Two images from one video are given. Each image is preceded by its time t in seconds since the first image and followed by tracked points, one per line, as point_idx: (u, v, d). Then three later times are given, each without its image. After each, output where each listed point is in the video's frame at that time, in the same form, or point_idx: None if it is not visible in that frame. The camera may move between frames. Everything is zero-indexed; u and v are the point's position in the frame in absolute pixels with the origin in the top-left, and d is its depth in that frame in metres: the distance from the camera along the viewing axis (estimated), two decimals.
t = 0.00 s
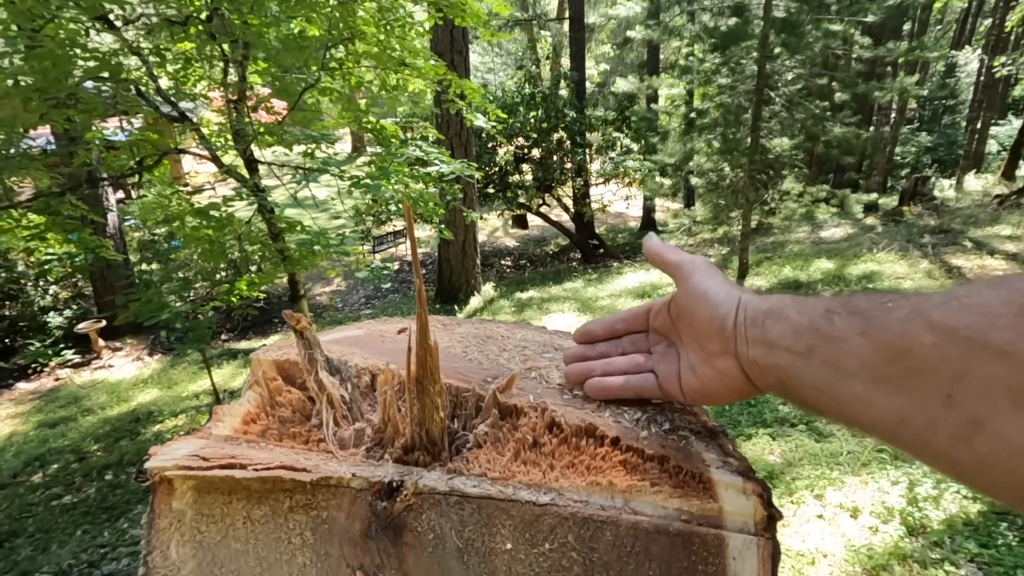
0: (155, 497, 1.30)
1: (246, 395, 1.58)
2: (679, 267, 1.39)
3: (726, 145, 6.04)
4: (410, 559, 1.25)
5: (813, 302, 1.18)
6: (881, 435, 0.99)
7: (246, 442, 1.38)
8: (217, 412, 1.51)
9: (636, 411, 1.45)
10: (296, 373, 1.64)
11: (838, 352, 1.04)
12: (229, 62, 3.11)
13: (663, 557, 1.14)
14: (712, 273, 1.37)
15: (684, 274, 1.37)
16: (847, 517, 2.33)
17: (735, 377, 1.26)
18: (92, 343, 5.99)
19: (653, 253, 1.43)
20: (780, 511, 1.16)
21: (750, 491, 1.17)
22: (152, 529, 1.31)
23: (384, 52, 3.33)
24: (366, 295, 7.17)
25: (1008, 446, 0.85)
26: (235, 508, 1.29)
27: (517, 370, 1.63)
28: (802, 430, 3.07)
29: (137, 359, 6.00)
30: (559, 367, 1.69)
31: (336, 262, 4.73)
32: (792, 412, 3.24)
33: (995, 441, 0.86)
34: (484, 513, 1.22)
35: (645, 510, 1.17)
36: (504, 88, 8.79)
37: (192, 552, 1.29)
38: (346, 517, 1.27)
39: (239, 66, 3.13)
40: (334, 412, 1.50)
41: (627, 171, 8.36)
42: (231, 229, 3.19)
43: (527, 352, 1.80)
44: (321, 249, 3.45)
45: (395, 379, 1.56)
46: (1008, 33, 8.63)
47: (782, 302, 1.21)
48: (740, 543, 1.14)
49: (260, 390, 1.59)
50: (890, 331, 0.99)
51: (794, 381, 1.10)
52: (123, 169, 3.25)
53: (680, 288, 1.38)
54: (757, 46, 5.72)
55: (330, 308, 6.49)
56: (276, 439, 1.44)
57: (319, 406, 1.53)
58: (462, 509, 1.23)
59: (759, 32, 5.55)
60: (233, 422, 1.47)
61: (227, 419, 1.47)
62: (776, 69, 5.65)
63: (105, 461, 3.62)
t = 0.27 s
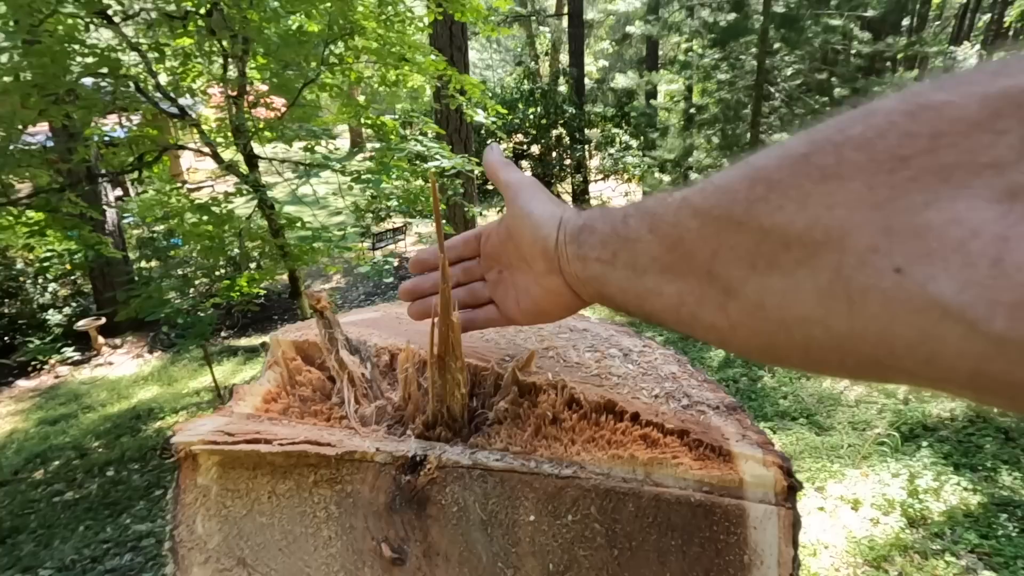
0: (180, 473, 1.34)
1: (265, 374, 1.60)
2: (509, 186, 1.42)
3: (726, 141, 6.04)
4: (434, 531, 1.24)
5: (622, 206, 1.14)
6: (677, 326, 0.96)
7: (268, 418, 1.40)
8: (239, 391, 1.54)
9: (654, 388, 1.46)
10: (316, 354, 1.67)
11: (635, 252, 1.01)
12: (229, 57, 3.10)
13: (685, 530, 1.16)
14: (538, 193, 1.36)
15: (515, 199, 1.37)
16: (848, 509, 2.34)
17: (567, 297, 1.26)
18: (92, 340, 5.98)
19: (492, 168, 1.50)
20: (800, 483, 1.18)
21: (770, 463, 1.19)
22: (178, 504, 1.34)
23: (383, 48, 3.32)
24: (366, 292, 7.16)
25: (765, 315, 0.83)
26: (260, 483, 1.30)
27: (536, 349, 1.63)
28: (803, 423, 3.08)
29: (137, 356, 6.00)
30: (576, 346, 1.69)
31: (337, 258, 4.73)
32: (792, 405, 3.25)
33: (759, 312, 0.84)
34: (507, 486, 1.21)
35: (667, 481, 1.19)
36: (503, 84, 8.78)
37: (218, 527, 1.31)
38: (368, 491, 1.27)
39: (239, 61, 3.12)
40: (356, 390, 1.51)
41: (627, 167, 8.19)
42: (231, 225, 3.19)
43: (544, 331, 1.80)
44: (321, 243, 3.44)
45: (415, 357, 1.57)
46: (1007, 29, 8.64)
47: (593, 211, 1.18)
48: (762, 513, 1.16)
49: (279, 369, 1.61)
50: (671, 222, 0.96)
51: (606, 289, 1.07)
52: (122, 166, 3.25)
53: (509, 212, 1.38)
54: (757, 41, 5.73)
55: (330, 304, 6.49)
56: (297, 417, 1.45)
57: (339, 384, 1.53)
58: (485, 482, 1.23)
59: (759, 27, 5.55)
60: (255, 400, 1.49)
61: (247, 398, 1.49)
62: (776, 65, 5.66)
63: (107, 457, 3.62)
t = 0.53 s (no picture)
0: (197, 473, 1.33)
1: (280, 374, 1.60)
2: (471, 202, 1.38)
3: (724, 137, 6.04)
4: (452, 528, 1.24)
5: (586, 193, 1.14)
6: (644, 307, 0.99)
7: (285, 417, 1.40)
8: (253, 390, 1.54)
9: (667, 386, 1.47)
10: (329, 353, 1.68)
11: (598, 240, 1.02)
12: (227, 54, 3.09)
13: (703, 526, 1.15)
14: (501, 200, 1.33)
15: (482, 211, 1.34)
16: (848, 504, 2.35)
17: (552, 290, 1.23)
18: (91, 339, 5.97)
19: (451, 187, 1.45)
20: (818, 478, 1.17)
21: (786, 459, 1.19)
22: (195, 504, 1.33)
23: (381, 45, 3.32)
24: (365, 290, 7.16)
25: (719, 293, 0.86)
26: (277, 481, 1.29)
27: (548, 347, 1.64)
28: (803, 418, 3.09)
29: (136, 355, 5.98)
30: (589, 344, 1.70)
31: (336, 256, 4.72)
32: (791, 401, 3.26)
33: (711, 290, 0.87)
34: (524, 483, 1.22)
35: (685, 478, 1.18)
36: (500, 80, 8.77)
37: (236, 526, 1.30)
38: (387, 489, 1.26)
39: (237, 59, 3.11)
40: (371, 389, 1.52)
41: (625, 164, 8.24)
42: (230, 224, 3.18)
43: (554, 329, 1.81)
44: (320, 241, 3.44)
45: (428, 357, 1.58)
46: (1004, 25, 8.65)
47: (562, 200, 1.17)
48: (779, 509, 1.15)
49: (293, 369, 1.61)
50: (626, 207, 0.97)
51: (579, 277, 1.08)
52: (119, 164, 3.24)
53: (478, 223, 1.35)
54: (755, 37, 5.73)
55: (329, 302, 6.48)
56: (314, 415, 1.45)
57: (354, 383, 1.54)
58: (502, 480, 1.23)
59: (757, 23, 5.55)
60: (270, 400, 1.49)
61: (262, 398, 1.50)
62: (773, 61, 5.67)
63: (107, 456, 3.62)
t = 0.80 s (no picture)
0: (172, 476, 1.34)
1: (257, 377, 1.58)
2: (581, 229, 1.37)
3: (723, 134, 6.03)
4: (423, 531, 1.24)
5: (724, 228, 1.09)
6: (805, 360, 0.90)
7: (259, 421, 1.41)
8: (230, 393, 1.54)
9: (639, 388, 1.47)
10: (306, 355, 1.66)
11: (743, 283, 0.96)
12: (223, 53, 3.08)
13: (670, 528, 1.15)
14: (615, 228, 1.33)
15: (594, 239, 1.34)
16: (843, 502, 2.36)
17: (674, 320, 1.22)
18: (89, 338, 5.97)
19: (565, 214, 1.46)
20: (782, 480, 1.17)
21: (753, 462, 1.19)
22: (169, 506, 1.33)
23: (377, 43, 3.30)
24: (364, 288, 7.15)
25: (909, 357, 0.76)
26: (250, 484, 1.31)
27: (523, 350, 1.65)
28: (799, 416, 3.09)
29: (135, 354, 5.99)
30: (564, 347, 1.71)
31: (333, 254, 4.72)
32: (788, 398, 3.27)
33: (891, 353, 0.78)
34: (494, 486, 1.22)
35: (652, 481, 1.19)
36: (499, 78, 8.75)
37: (209, 528, 1.31)
38: (357, 492, 1.27)
39: (233, 57, 3.10)
40: (346, 392, 1.52)
41: (623, 162, 8.35)
42: (227, 223, 3.18)
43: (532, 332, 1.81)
44: (318, 241, 3.43)
45: (402, 361, 1.58)
46: (1003, 21, 8.64)
47: (693, 234, 1.13)
48: (745, 511, 1.15)
49: (271, 371, 1.60)
50: (779, 249, 0.91)
51: (715, 318, 1.02)
52: (116, 163, 3.22)
53: (590, 253, 1.36)
54: (753, 34, 5.72)
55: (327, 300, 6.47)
56: (288, 419, 1.46)
57: (330, 386, 1.54)
58: (472, 482, 1.23)
59: (756, 20, 5.54)
60: (246, 403, 1.49)
61: (239, 401, 1.49)
62: (771, 58, 5.66)
63: (106, 455, 3.63)
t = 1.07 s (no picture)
0: (138, 478, 1.33)
1: (227, 380, 1.59)
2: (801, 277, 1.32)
3: (724, 131, 6.01)
4: (382, 532, 1.26)
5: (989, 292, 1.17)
6: None
7: (226, 424, 1.41)
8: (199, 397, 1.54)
9: (599, 391, 1.48)
10: (275, 359, 1.65)
11: None
12: (222, 51, 3.08)
13: (621, 530, 1.16)
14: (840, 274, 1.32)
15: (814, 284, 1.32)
16: (838, 499, 2.37)
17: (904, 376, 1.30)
18: (92, 335, 5.99)
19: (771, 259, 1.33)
20: (732, 484, 1.19)
21: (704, 466, 1.20)
22: (135, 509, 1.33)
23: (376, 40, 3.29)
24: (365, 285, 7.16)
25: None
26: (215, 487, 1.32)
27: (489, 354, 1.66)
28: (796, 414, 3.09)
29: (137, 352, 6.01)
30: (530, 351, 1.72)
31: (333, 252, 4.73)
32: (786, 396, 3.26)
33: None
34: (451, 488, 1.24)
35: (605, 484, 1.20)
36: (500, 75, 8.73)
37: (175, 530, 1.31)
38: (320, 494, 1.28)
39: (232, 56, 3.10)
40: (311, 396, 1.50)
41: (624, 159, 8.42)
42: (226, 221, 3.19)
43: (500, 337, 1.82)
44: (316, 239, 3.44)
45: (370, 363, 1.57)
46: (1008, 16, 8.58)
47: (946, 295, 1.21)
48: (693, 514, 1.16)
49: (241, 375, 1.60)
50: None
51: (983, 388, 1.12)
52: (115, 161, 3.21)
53: (808, 298, 1.33)
54: (755, 30, 5.69)
55: (329, 297, 6.49)
56: (255, 422, 1.46)
57: (295, 390, 1.52)
58: (430, 485, 1.25)
59: (757, 16, 5.51)
60: (215, 407, 1.49)
61: (208, 404, 1.49)
62: (773, 54, 5.63)
63: (108, 452, 3.65)
